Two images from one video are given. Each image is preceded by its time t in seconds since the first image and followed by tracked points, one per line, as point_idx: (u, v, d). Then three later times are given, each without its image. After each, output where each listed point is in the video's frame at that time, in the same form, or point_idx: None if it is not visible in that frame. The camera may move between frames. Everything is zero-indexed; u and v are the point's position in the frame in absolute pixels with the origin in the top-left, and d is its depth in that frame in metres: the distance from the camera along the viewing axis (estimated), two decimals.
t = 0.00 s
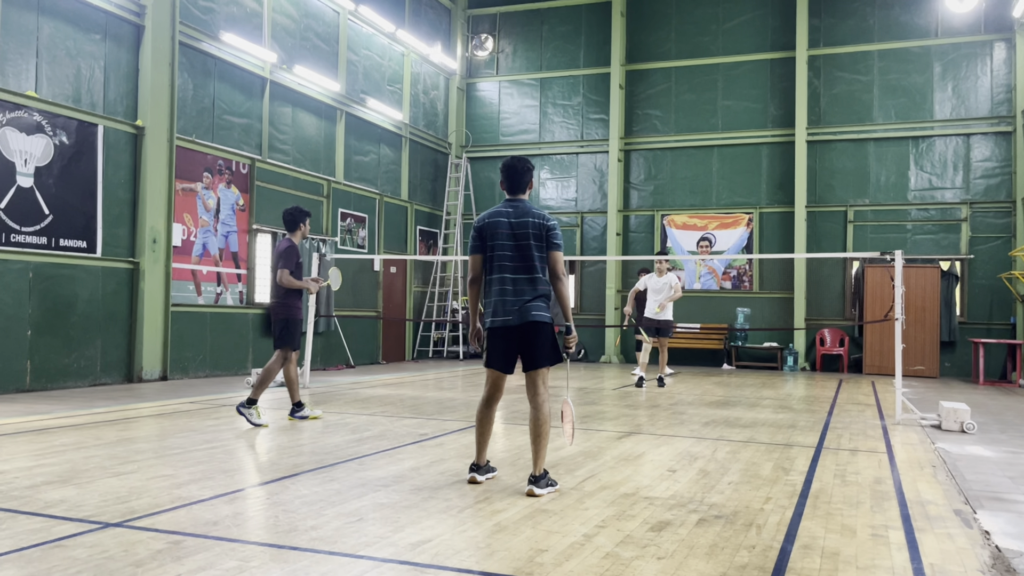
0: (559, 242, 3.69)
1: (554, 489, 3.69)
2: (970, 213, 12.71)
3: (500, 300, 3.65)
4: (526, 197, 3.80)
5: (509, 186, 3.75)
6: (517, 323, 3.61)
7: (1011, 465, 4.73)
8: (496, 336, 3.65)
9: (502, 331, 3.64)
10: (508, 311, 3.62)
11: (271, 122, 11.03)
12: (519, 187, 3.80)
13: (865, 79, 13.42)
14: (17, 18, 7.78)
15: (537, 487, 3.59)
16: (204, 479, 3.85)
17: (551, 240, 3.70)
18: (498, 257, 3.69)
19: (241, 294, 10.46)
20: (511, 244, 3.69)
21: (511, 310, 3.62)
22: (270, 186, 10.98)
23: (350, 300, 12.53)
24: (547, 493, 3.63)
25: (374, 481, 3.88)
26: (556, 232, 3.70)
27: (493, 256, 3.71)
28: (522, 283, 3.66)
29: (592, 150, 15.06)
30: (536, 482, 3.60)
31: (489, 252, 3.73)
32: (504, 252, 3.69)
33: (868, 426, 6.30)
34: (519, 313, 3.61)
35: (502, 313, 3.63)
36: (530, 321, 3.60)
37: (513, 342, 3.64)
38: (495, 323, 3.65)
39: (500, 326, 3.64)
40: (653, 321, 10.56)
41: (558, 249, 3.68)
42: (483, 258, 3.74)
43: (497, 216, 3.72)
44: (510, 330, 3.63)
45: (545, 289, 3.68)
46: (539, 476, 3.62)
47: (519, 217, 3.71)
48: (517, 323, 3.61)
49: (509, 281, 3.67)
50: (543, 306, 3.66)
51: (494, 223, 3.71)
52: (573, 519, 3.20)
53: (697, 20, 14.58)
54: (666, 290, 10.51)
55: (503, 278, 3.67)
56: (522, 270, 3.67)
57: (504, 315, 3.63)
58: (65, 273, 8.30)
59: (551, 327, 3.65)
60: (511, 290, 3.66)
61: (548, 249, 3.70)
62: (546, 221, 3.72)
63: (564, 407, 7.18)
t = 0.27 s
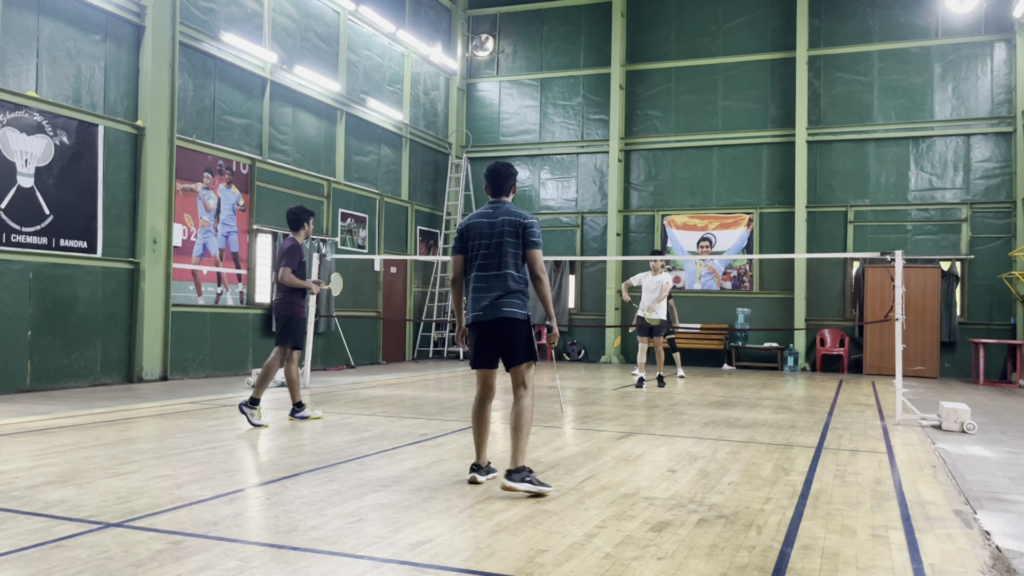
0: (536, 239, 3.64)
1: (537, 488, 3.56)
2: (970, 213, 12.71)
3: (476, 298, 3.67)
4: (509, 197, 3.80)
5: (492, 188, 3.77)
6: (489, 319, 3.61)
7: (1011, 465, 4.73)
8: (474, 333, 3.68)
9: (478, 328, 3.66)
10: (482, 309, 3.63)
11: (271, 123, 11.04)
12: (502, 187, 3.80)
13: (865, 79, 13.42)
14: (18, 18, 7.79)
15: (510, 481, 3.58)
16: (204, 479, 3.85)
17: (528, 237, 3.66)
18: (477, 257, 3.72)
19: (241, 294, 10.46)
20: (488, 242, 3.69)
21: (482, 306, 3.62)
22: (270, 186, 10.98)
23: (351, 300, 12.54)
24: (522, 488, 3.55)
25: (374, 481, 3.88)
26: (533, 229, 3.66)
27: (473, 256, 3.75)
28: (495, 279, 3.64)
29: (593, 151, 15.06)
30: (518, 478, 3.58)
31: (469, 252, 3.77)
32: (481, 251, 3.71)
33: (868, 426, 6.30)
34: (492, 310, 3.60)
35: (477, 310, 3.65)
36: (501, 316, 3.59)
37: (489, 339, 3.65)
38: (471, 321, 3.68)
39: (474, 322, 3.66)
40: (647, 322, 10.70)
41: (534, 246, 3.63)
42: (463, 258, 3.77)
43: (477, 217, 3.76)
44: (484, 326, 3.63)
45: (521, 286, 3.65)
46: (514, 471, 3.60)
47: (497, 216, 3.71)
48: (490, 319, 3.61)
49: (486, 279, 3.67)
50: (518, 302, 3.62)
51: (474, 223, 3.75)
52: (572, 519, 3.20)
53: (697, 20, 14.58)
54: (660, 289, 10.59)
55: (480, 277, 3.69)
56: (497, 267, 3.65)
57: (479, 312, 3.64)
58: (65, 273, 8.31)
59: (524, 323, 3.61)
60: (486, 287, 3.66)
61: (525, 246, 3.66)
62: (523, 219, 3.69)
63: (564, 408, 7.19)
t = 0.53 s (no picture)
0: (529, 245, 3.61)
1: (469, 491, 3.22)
2: (970, 213, 12.70)
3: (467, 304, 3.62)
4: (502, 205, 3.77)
5: (482, 198, 3.69)
6: (477, 322, 3.54)
7: (1012, 466, 4.73)
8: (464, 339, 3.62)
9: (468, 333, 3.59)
10: (472, 314, 3.57)
11: (271, 123, 11.04)
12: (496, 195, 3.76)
13: (865, 80, 13.42)
14: (18, 19, 7.79)
15: (448, 465, 3.22)
16: (204, 479, 3.85)
17: (521, 243, 3.64)
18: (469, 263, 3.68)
19: (241, 294, 10.46)
20: (480, 248, 3.66)
21: (472, 310, 3.56)
22: (270, 186, 10.98)
23: (351, 301, 12.54)
24: (458, 480, 3.19)
25: (374, 481, 3.88)
26: (526, 235, 3.64)
27: (465, 263, 3.71)
28: (486, 284, 3.60)
29: (593, 151, 15.07)
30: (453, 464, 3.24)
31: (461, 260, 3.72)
32: (473, 258, 3.67)
33: (868, 427, 6.30)
34: (481, 314, 3.53)
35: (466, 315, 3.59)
36: (488, 319, 3.51)
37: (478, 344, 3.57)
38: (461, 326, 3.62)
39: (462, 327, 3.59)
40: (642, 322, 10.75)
41: (528, 251, 3.61)
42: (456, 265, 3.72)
43: (469, 225, 3.72)
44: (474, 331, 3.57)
45: (512, 291, 3.60)
46: (455, 458, 3.27)
47: (489, 223, 3.68)
48: (478, 323, 3.53)
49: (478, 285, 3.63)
50: (508, 307, 3.55)
51: (466, 231, 3.71)
52: (573, 519, 3.20)
53: (697, 20, 14.58)
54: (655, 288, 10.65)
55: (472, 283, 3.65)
56: (488, 271, 3.61)
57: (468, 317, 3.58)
58: (65, 273, 8.30)
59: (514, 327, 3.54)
60: (477, 291, 3.62)
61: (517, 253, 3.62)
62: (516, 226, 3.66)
63: (565, 408, 7.19)
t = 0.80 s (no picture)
0: (523, 258, 3.55)
1: (459, 510, 3.23)
2: (971, 213, 12.70)
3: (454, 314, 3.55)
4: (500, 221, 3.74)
5: (483, 216, 3.71)
6: (459, 332, 3.46)
7: (1012, 466, 4.73)
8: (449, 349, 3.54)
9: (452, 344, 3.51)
10: (457, 324, 3.50)
11: (272, 123, 11.04)
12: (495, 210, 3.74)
13: (865, 80, 13.42)
14: (19, 19, 7.80)
15: (428, 503, 3.20)
16: (204, 480, 3.85)
17: (515, 255, 3.57)
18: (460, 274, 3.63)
19: (241, 294, 10.46)
20: (473, 259, 3.60)
21: (457, 320, 3.49)
22: (270, 186, 10.98)
23: (351, 301, 12.54)
24: (443, 511, 3.20)
25: (374, 482, 3.88)
26: (521, 248, 3.58)
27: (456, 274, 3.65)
28: (474, 294, 3.54)
29: (593, 151, 15.07)
30: (433, 497, 3.20)
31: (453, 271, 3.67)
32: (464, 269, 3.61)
33: (868, 427, 6.30)
34: (465, 324, 3.45)
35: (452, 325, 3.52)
36: (470, 329, 3.43)
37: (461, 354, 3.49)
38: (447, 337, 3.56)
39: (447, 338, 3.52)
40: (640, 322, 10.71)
41: (521, 263, 3.54)
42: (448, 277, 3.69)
43: (465, 238, 3.70)
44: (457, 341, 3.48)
45: (500, 302, 3.51)
46: (435, 490, 3.22)
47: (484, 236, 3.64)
48: (461, 333, 3.46)
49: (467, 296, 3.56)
50: (493, 318, 3.47)
51: (461, 243, 3.67)
52: (573, 519, 3.20)
53: (697, 20, 14.58)
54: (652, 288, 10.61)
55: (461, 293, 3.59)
56: (478, 282, 3.55)
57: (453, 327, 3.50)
58: (65, 273, 8.31)
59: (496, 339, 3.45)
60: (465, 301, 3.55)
61: (510, 265, 3.56)
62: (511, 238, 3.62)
63: (565, 408, 7.19)
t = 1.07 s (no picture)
0: (517, 253, 3.51)
1: (459, 511, 3.23)
2: (971, 213, 12.70)
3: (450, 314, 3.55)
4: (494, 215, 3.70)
5: (477, 208, 3.71)
6: (456, 333, 3.46)
7: (1012, 466, 4.72)
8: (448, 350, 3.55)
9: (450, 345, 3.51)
10: (454, 324, 3.49)
11: (272, 123, 11.04)
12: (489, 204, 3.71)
13: (866, 80, 13.41)
14: (19, 19, 7.80)
15: (429, 505, 3.19)
16: (205, 480, 3.85)
17: (510, 250, 3.54)
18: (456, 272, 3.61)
19: (242, 294, 10.46)
20: (467, 257, 3.58)
21: (454, 321, 3.49)
22: (271, 186, 10.98)
23: (351, 301, 12.54)
24: (444, 513, 3.19)
25: (375, 482, 3.88)
26: (515, 242, 3.54)
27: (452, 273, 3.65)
28: (470, 293, 3.52)
29: (593, 151, 15.07)
30: (433, 500, 3.19)
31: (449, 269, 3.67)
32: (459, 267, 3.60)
33: (869, 427, 6.30)
34: (461, 324, 3.45)
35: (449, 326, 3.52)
36: (467, 330, 3.43)
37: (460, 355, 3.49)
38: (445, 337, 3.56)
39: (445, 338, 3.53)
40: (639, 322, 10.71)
41: (515, 258, 3.51)
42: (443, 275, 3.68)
43: (460, 234, 3.68)
44: (455, 342, 3.49)
45: (495, 300, 3.49)
46: (435, 491, 3.22)
47: (478, 232, 3.62)
48: (458, 334, 3.45)
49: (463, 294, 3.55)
50: (489, 317, 3.45)
51: (455, 240, 3.66)
52: (573, 519, 3.20)
53: (697, 20, 14.58)
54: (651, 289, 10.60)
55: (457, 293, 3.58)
56: (473, 280, 3.53)
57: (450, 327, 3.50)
58: (66, 273, 8.31)
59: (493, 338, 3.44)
60: (461, 300, 3.54)
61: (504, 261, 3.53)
62: (503, 233, 3.58)
63: (565, 408, 7.19)
